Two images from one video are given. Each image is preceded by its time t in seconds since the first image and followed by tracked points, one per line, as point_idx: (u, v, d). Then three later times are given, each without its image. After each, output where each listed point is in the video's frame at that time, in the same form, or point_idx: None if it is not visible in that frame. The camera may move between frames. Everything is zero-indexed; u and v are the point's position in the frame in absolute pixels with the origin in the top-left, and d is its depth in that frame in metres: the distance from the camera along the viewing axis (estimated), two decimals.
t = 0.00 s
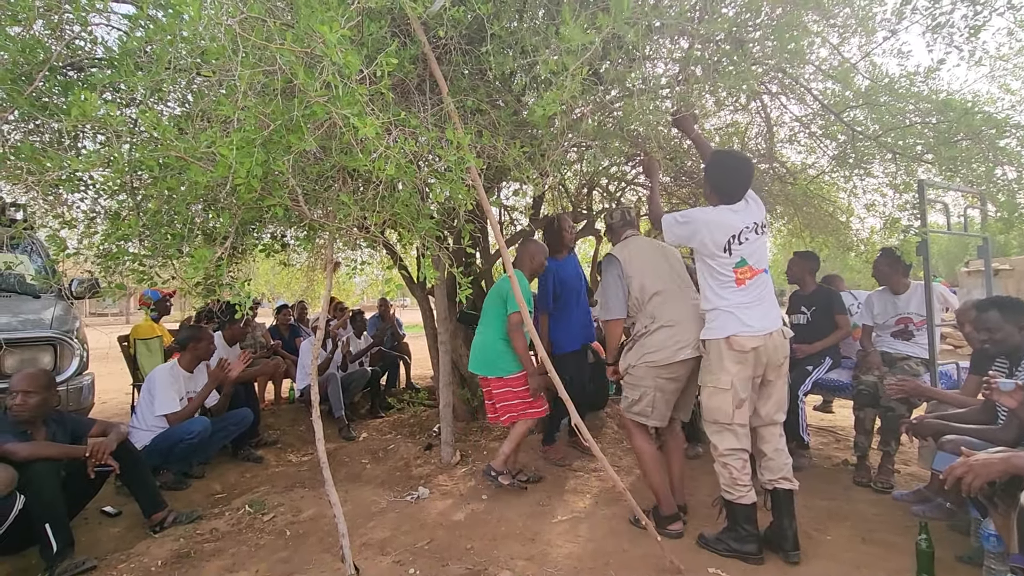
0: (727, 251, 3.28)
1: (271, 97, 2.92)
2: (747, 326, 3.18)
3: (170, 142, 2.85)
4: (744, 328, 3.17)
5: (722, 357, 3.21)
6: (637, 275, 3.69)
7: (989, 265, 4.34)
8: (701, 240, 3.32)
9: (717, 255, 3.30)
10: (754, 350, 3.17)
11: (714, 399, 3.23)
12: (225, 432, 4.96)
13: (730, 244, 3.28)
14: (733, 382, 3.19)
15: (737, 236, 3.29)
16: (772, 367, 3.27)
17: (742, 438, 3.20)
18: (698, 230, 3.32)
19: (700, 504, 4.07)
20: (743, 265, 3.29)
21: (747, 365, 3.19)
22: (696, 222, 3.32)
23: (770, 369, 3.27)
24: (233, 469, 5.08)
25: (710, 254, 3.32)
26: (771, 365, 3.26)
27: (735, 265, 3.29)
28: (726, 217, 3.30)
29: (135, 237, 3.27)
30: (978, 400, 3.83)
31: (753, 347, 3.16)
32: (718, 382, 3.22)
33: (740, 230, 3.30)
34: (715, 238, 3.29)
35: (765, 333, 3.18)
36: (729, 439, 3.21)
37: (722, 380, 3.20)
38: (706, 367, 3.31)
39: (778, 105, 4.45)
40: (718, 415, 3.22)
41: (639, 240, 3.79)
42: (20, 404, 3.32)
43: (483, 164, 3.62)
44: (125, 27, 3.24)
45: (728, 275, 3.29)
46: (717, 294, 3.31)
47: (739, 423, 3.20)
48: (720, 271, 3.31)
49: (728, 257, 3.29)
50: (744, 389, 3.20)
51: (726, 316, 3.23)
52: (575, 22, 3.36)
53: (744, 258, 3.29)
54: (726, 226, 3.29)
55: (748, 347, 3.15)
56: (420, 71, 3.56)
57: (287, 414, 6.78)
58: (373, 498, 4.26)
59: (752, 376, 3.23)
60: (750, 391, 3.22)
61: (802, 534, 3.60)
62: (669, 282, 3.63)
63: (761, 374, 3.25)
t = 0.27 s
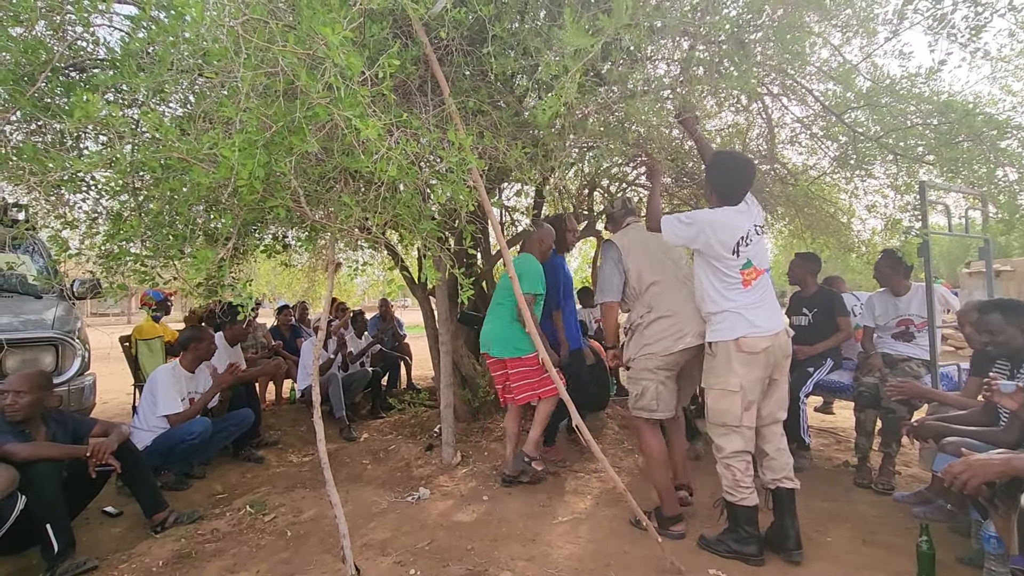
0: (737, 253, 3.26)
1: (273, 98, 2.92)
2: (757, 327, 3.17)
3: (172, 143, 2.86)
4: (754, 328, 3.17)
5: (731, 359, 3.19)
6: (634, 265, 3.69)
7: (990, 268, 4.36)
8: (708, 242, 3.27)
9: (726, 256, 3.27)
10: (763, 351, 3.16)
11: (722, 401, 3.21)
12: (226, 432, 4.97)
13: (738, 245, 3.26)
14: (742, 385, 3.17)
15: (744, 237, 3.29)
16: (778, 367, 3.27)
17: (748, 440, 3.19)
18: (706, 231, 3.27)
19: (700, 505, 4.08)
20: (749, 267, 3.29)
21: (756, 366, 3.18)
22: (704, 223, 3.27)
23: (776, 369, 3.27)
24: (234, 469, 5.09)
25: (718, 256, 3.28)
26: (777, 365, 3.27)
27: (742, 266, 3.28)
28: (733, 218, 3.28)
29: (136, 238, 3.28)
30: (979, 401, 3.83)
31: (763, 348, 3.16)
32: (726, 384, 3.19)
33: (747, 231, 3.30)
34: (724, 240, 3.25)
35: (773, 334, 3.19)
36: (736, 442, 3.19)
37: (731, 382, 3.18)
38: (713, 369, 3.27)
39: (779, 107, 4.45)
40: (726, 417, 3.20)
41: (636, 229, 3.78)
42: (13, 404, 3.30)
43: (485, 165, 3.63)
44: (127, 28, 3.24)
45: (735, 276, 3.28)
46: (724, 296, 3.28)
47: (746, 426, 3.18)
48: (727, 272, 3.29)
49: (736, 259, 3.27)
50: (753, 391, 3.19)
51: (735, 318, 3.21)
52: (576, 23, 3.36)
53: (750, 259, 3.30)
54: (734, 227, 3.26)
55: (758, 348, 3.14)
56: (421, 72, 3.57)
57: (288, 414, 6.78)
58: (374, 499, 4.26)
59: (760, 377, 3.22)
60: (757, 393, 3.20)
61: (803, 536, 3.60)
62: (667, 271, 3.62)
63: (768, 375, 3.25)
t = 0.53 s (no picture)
0: (745, 254, 3.25)
1: (274, 98, 2.92)
2: (764, 327, 3.18)
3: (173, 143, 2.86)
4: (760, 329, 3.18)
5: (737, 360, 3.18)
6: (640, 272, 3.72)
7: (992, 269, 4.33)
8: (716, 243, 3.24)
9: (733, 257, 3.25)
10: (768, 351, 3.17)
11: (728, 402, 3.20)
12: (226, 431, 4.97)
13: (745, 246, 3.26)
14: (748, 386, 3.16)
15: (748, 238, 3.29)
16: (781, 366, 3.29)
17: (754, 440, 3.19)
18: (715, 233, 3.23)
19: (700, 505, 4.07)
20: (753, 267, 3.31)
21: (762, 367, 3.18)
22: (713, 225, 3.22)
23: (780, 367, 3.29)
24: (234, 468, 5.09)
25: (725, 257, 3.26)
26: (781, 364, 3.28)
27: (747, 266, 3.29)
28: (739, 219, 3.27)
29: (137, 238, 3.28)
30: (979, 401, 3.83)
31: (769, 348, 3.17)
32: (733, 385, 3.19)
33: (751, 231, 3.31)
34: (732, 241, 3.23)
35: (778, 333, 3.22)
36: (741, 442, 3.18)
37: (738, 383, 3.17)
38: (718, 370, 3.26)
39: (780, 107, 4.46)
40: (732, 418, 3.19)
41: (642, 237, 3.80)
42: (11, 404, 3.30)
43: (485, 164, 3.63)
44: (128, 27, 3.24)
45: (741, 277, 3.28)
46: (730, 297, 3.27)
47: (752, 426, 3.18)
48: (733, 273, 3.28)
49: (742, 260, 3.27)
50: (759, 392, 3.19)
51: (742, 319, 3.20)
52: (577, 23, 3.36)
53: (754, 259, 3.31)
54: (740, 228, 3.26)
55: (765, 348, 3.16)
56: (422, 72, 3.57)
57: (289, 414, 6.79)
58: (374, 498, 4.26)
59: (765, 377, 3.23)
60: (763, 393, 3.20)
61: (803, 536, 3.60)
62: (672, 279, 3.62)
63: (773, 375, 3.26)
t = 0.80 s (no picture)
0: (749, 251, 3.27)
1: (272, 96, 2.92)
2: (769, 323, 3.19)
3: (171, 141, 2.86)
4: (766, 325, 3.19)
5: (743, 359, 3.17)
6: (658, 270, 3.71)
7: (991, 266, 4.33)
8: (721, 241, 3.23)
9: (737, 255, 3.26)
10: (773, 348, 3.18)
11: (734, 402, 3.19)
12: (225, 431, 4.97)
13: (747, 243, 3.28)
14: (754, 385, 3.16)
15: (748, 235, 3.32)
16: (783, 363, 3.31)
17: (759, 439, 3.17)
18: (719, 231, 3.22)
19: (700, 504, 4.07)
20: (754, 263, 3.33)
21: (767, 365, 3.18)
22: (717, 223, 3.23)
23: (782, 365, 3.30)
24: (234, 468, 5.09)
25: (730, 255, 3.26)
26: (783, 361, 3.30)
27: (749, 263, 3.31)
28: (739, 217, 3.30)
29: (136, 236, 3.28)
30: (979, 400, 3.83)
31: (774, 345, 3.19)
32: (739, 384, 3.17)
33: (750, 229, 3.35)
34: (735, 238, 3.24)
35: (782, 329, 3.24)
36: (747, 441, 3.17)
37: (744, 382, 3.16)
38: (723, 369, 3.25)
39: (780, 105, 4.46)
40: (738, 417, 3.17)
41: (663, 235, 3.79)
42: (7, 404, 3.30)
43: (484, 163, 3.64)
44: (127, 25, 3.24)
45: (744, 274, 3.28)
46: (736, 294, 3.25)
47: (758, 425, 3.16)
48: (738, 271, 3.28)
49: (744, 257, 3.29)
50: (765, 390, 3.19)
51: (749, 316, 3.19)
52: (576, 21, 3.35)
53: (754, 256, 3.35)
54: (742, 226, 3.29)
55: (770, 345, 3.17)
56: (421, 71, 3.57)
57: (288, 413, 6.78)
58: (373, 497, 4.26)
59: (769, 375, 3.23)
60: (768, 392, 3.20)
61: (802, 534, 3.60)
62: (690, 281, 3.62)
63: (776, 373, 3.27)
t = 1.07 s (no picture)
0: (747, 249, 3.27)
1: (271, 95, 2.92)
2: (769, 321, 3.20)
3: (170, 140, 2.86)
4: (766, 323, 3.19)
5: (744, 358, 3.17)
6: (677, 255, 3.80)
7: (991, 265, 4.33)
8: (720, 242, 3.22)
9: (736, 254, 3.25)
10: (773, 346, 3.19)
11: (735, 400, 3.18)
12: (226, 429, 4.97)
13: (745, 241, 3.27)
14: (755, 383, 3.15)
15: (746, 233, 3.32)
16: (783, 361, 3.31)
17: (760, 438, 3.17)
18: (718, 232, 3.21)
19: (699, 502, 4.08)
20: (752, 261, 3.33)
21: (768, 363, 3.18)
22: (716, 223, 3.21)
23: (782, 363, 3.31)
24: (233, 466, 5.09)
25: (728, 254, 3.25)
26: (782, 359, 3.31)
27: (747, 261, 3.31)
28: (737, 215, 3.29)
29: (135, 235, 3.28)
30: (978, 398, 3.83)
31: (774, 343, 3.18)
32: (740, 383, 3.17)
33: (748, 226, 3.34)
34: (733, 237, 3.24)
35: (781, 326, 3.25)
36: (748, 440, 3.17)
37: (745, 380, 3.16)
38: (724, 368, 3.24)
39: (779, 104, 4.45)
40: (739, 416, 3.17)
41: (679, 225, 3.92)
42: (7, 403, 3.30)
43: (483, 162, 3.63)
44: (126, 24, 3.24)
45: (743, 272, 3.28)
46: (735, 294, 3.25)
47: (759, 423, 3.16)
48: (737, 269, 3.27)
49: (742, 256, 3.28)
50: (766, 388, 3.19)
51: (749, 314, 3.19)
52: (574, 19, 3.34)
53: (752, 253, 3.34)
54: (740, 224, 3.28)
55: (771, 343, 3.17)
56: (421, 69, 3.56)
57: (288, 412, 6.78)
58: (373, 496, 4.26)
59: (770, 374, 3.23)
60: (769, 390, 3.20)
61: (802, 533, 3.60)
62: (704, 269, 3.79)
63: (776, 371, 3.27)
